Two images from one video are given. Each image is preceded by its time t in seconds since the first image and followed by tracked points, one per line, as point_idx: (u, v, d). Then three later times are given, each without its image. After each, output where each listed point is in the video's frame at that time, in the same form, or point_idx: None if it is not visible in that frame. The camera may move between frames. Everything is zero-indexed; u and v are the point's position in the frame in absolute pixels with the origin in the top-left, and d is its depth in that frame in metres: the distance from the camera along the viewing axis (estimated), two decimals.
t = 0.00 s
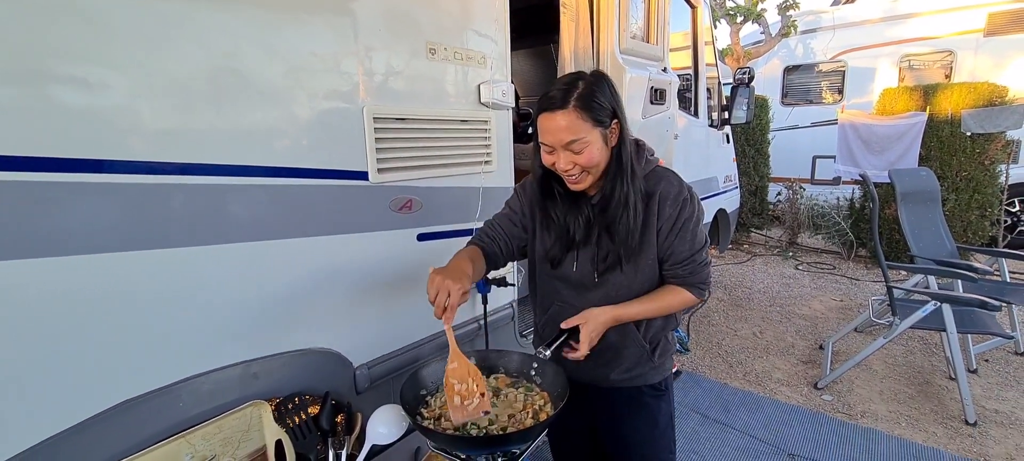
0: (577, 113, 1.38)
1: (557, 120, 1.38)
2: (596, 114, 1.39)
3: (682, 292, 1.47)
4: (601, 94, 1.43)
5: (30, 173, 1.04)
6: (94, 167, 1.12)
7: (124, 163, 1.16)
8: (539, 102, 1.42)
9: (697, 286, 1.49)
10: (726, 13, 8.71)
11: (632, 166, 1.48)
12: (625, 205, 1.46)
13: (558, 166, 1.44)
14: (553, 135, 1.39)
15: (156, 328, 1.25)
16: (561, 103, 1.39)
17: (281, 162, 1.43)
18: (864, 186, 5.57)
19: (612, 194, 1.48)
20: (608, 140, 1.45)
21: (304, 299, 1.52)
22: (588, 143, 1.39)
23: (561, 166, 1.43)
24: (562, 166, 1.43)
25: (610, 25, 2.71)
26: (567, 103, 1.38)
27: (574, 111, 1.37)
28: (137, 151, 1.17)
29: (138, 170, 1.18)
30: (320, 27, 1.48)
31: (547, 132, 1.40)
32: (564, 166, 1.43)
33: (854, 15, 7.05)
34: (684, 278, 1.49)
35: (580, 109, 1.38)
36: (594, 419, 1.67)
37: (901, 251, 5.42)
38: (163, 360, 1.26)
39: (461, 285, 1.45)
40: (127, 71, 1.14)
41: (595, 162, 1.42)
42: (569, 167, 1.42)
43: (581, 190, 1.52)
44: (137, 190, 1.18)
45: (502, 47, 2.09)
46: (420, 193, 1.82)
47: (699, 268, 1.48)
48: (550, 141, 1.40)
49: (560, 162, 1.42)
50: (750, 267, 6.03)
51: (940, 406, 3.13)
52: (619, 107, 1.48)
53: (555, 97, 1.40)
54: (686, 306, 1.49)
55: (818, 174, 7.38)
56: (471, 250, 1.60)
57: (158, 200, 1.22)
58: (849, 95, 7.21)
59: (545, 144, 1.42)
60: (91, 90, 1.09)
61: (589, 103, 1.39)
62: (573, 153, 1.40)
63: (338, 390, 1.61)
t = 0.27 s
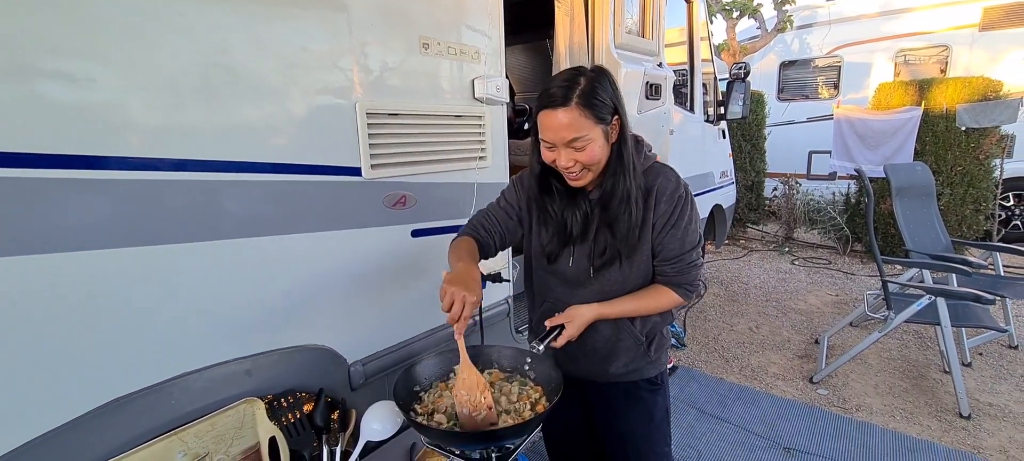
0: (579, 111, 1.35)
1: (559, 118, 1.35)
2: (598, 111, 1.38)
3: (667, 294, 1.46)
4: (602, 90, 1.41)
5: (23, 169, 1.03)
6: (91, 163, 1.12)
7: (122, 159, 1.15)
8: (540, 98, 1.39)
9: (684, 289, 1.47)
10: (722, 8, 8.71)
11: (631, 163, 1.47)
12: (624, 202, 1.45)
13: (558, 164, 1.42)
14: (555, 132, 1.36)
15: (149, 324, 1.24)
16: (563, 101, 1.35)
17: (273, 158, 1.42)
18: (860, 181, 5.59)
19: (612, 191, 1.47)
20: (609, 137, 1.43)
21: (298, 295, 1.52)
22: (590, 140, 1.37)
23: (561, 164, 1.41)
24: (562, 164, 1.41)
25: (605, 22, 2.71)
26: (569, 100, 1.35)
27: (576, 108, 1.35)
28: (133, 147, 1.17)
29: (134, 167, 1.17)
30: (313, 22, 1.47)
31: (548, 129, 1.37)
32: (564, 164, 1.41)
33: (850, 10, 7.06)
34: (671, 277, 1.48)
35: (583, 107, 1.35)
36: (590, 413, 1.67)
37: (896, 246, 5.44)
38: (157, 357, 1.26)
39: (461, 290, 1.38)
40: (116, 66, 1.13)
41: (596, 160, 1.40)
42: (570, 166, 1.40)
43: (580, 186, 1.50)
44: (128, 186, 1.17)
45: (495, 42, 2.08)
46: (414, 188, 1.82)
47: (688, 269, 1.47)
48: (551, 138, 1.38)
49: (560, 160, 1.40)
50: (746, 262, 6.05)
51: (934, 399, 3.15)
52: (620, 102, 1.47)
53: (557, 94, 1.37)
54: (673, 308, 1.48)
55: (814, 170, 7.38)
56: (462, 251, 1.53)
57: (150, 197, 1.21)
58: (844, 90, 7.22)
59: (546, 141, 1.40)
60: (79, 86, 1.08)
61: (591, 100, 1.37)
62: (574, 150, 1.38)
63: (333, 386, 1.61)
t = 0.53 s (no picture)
0: (581, 105, 1.34)
1: (561, 112, 1.35)
2: (600, 105, 1.37)
3: (662, 290, 1.46)
4: (604, 84, 1.40)
5: (21, 167, 1.03)
6: (90, 161, 1.12)
7: (121, 157, 1.15)
8: (542, 93, 1.38)
9: (679, 285, 1.47)
10: (719, 3, 8.70)
11: (632, 158, 1.46)
12: (625, 197, 1.45)
13: (560, 158, 1.41)
14: (557, 127, 1.36)
15: (144, 323, 1.23)
16: (564, 95, 1.35)
17: (268, 155, 1.41)
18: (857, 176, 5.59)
19: (612, 186, 1.46)
20: (610, 131, 1.43)
21: (295, 293, 1.51)
22: (592, 135, 1.36)
23: (563, 159, 1.40)
24: (563, 158, 1.41)
25: (601, 22, 2.71)
26: (571, 94, 1.35)
27: (578, 102, 1.34)
28: (131, 145, 1.17)
29: (133, 165, 1.18)
30: (306, 19, 1.46)
31: (550, 123, 1.36)
32: (565, 159, 1.41)
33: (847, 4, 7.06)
34: (667, 272, 1.49)
35: (585, 101, 1.35)
36: (588, 408, 1.68)
37: (893, 240, 5.45)
38: (154, 356, 1.26)
39: (467, 274, 1.35)
40: (107, 64, 1.12)
41: (598, 155, 1.40)
42: (572, 161, 1.40)
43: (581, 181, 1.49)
44: (121, 184, 1.16)
45: (491, 38, 2.07)
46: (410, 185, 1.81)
47: (685, 265, 1.47)
48: (553, 133, 1.37)
49: (562, 154, 1.40)
50: (744, 257, 6.06)
51: (931, 393, 3.16)
52: (620, 97, 1.46)
53: (558, 89, 1.36)
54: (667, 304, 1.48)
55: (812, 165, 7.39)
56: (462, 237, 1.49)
57: (143, 195, 1.20)
58: (842, 85, 7.19)
59: (548, 136, 1.39)
60: (70, 83, 1.08)
61: (593, 94, 1.36)
62: (575, 144, 1.37)
63: (330, 384, 1.61)
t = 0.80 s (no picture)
0: (584, 100, 1.35)
1: (565, 107, 1.35)
2: (602, 100, 1.37)
3: (659, 287, 1.46)
4: (606, 79, 1.41)
5: (17, 163, 1.03)
6: (86, 157, 1.11)
7: (117, 153, 1.15)
8: (544, 88, 1.38)
9: (675, 281, 1.48)
10: None
11: (633, 154, 1.47)
12: (626, 193, 1.45)
13: (562, 154, 1.41)
14: (559, 121, 1.36)
15: (141, 319, 1.23)
16: (567, 90, 1.35)
17: (265, 151, 1.41)
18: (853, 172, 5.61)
19: (613, 182, 1.46)
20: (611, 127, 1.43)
21: (292, 290, 1.51)
22: (594, 130, 1.37)
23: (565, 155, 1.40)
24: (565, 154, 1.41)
25: (598, 17, 2.70)
26: (574, 90, 1.35)
27: (580, 98, 1.34)
28: (126, 141, 1.16)
29: (129, 160, 1.17)
30: (303, 14, 1.46)
31: (553, 118, 1.36)
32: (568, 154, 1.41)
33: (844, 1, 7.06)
34: (665, 269, 1.49)
35: (588, 96, 1.35)
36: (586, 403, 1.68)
37: (888, 236, 5.48)
38: (150, 352, 1.26)
39: (476, 286, 1.30)
40: (102, 59, 1.11)
41: (600, 151, 1.40)
42: (574, 156, 1.40)
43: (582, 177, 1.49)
44: (117, 180, 1.16)
45: (489, 34, 2.07)
46: (408, 181, 1.82)
47: (682, 262, 1.48)
48: (556, 128, 1.37)
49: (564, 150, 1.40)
50: (741, 254, 6.07)
51: (926, 388, 3.18)
52: (621, 93, 1.47)
53: (560, 84, 1.36)
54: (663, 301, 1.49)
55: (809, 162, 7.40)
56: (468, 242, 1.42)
57: (140, 191, 1.20)
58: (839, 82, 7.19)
59: (550, 130, 1.39)
60: (65, 79, 1.07)
61: (596, 89, 1.36)
62: (578, 139, 1.37)
63: (328, 379, 1.61)
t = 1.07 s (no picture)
0: (587, 91, 1.34)
1: (567, 98, 1.34)
2: (605, 91, 1.37)
3: (655, 282, 1.46)
4: (608, 71, 1.40)
5: (6, 155, 1.02)
6: (75, 149, 1.11)
7: (107, 144, 1.14)
8: (546, 78, 1.37)
9: (671, 276, 1.48)
10: None
11: (633, 148, 1.46)
12: (626, 186, 1.45)
13: (563, 145, 1.40)
14: (561, 113, 1.35)
15: (133, 312, 1.22)
16: (570, 81, 1.34)
17: (257, 144, 1.40)
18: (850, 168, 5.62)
19: (613, 175, 1.46)
20: (612, 119, 1.42)
21: (285, 284, 1.51)
22: (595, 122, 1.36)
23: (565, 146, 1.40)
24: (566, 145, 1.40)
25: (595, 10, 2.69)
26: (577, 81, 1.34)
27: (583, 89, 1.33)
28: (116, 133, 1.15)
29: (120, 152, 1.17)
30: (295, 6, 1.45)
31: (555, 109, 1.35)
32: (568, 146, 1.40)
33: None
34: (660, 264, 1.50)
35: (591, 87, 1.34)
36: (580, 397, 1.69)
37: (884, 232, 5.49)
38: (143, 345, 1.25)
39: (464, 259, 1.28)
40: (91, 50, 1.10)
41: (601, 143, 1.39)
42: (575, 148, 1.39)
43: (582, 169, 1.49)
44: (107, 173, 1.15)
45: (483, 28, 2.06)
46: (402, 175, 1.81)
47: (678, 258, 1.49)
48: (557, 119, 1.36)
49: (565, 141, 1.39)
50: (737, 249, 6.08)
51: (919, 382, 3.19)
52: (622, 85, 1.46)
53: (563, 75, 1.35)
54: (659, 296, 1.49)
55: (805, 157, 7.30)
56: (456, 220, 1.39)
57: (130, 184, 1.19)
58: (836, 77, 7.16)
59: (552, 122, 1.38)
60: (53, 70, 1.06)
61: (598, 81, 1.36)
62: (579, 131, 1.37)
63: (322, 373, 1.61)
